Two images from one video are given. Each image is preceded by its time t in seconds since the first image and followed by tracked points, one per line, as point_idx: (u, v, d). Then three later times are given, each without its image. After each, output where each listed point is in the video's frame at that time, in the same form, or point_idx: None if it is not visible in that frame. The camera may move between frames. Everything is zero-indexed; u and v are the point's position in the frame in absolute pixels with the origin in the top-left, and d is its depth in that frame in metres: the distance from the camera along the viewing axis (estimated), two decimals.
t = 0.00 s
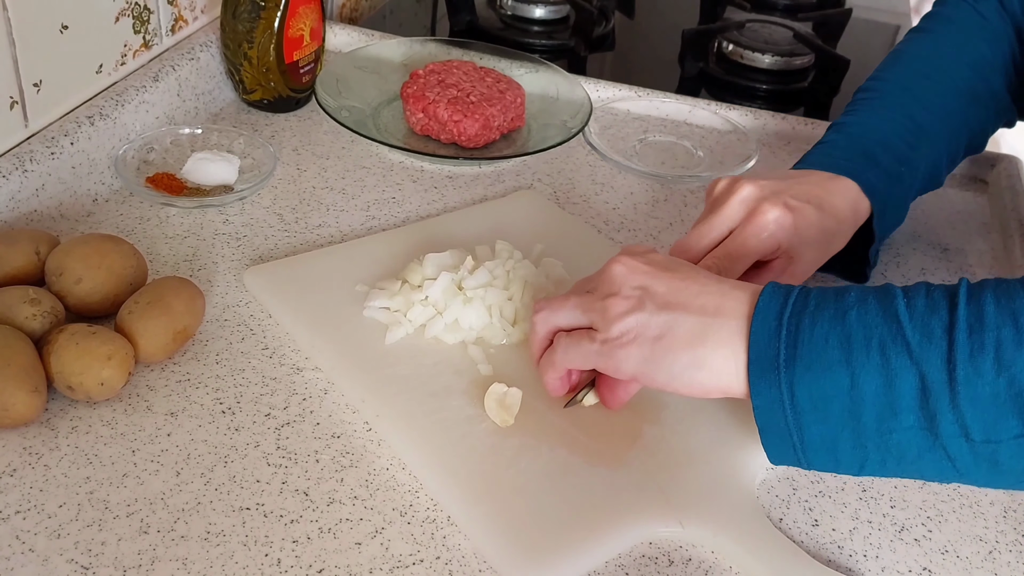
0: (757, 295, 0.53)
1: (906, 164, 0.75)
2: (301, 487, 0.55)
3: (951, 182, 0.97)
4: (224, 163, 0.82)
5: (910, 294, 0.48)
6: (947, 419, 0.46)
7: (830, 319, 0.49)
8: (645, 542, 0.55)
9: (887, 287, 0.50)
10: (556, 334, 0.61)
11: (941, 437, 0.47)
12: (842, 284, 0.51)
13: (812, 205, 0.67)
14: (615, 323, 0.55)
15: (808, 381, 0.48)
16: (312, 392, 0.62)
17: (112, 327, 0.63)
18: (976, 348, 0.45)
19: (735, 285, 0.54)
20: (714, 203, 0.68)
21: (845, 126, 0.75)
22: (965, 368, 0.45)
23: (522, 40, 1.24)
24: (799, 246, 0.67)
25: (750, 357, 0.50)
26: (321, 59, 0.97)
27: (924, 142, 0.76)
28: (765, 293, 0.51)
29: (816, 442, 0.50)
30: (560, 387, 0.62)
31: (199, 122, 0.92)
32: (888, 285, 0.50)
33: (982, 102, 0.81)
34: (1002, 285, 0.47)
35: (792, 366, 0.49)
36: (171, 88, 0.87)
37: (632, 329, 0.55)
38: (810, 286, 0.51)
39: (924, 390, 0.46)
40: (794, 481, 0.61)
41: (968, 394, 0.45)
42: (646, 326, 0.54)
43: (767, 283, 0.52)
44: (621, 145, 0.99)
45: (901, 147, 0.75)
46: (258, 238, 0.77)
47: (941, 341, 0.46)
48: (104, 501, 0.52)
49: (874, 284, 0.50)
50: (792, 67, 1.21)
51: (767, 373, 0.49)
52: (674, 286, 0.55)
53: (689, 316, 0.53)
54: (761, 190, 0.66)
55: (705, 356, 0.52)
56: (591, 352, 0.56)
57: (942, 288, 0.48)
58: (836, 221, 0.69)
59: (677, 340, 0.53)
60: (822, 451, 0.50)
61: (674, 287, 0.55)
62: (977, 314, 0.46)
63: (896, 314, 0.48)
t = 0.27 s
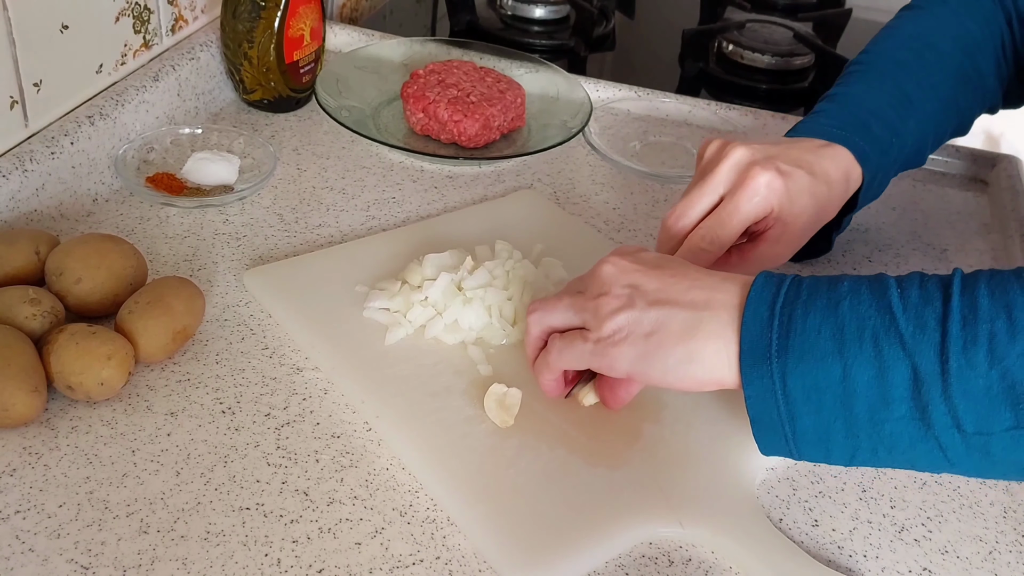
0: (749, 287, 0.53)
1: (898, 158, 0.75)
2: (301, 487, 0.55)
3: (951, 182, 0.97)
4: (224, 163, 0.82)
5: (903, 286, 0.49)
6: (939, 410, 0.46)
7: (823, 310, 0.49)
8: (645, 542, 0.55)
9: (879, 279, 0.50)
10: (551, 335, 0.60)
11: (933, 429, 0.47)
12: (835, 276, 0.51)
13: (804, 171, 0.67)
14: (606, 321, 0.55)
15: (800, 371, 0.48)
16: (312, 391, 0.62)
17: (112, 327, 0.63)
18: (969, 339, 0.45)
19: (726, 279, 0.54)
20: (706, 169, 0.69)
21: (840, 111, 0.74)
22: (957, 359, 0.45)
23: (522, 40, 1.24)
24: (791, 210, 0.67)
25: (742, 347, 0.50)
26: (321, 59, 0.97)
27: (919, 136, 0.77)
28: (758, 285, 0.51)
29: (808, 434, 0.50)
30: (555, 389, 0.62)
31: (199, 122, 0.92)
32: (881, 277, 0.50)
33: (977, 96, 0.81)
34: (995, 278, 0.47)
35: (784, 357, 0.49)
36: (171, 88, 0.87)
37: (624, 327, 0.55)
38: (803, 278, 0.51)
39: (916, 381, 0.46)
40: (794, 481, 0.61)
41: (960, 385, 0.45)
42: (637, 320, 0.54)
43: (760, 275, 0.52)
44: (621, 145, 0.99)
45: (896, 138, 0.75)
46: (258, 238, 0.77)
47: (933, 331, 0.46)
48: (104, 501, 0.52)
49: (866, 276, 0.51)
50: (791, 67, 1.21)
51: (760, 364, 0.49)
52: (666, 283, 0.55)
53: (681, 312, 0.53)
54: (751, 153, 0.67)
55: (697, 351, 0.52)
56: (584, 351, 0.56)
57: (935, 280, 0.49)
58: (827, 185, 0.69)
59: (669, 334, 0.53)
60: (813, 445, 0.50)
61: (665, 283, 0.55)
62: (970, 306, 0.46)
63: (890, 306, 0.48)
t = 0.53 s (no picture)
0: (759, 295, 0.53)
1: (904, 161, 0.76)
2: (301, 487, 0.55)
3: (951, 181, 0.96)
4: (224, 163, 0.82)
5: (912, 294, 0.49)
6: (950, 415, 0.46)
7: (833, 318, 0.49)
8: (644, 542, 0.55)
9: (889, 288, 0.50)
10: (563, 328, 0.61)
11: (944, 435, 0.47)
12: (844, 287, 0.51)
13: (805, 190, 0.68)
14: (622, 310, 0.55)
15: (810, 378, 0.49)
16: (312, 391, 0.62)
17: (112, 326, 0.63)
18: (978, 343, 0.46)
19: (730, 282, 0.54)
20: (704, 196, 0.69)
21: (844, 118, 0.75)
22: (966, 363, 0.46)
23: (522, 40, 1.24)
24: (791, 229, 0.67)
25: (753, 356, 0.50)
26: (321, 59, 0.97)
27: (921, 140, 0.77)
28: (767, 294, 0.52)
29: (818, 442, 0.50)
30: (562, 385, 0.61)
31: (198, 122, 0.91)
32: (890, 286, 0.50)
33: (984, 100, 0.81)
34: (1003, 285, 0.48)
35: (795, 364, 0.49)
36: (171, 88, 0.87)
37: (637, 318, 0.55)
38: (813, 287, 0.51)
39: (926, 386, 0.47)
40: (793, 480, 0.61)
41: (970, 388, 0.46)
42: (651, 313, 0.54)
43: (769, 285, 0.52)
44: (621, 145, 0.99)
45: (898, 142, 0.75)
46: (258, 238, 0.77)
47: (942, 337, 0.47)
48: (103, 501, 0.52)
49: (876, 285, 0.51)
50: (791, 67, 1.21)
51: (770, 371, 0.50)
52: (684, 279, 0.55)
53: (697, 308, 0.53)
54: (748, 176, 0.67)
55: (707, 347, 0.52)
56: (594, 339, 0.56)
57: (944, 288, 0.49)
58: (829, 204, 0.69)
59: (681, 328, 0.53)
60: (823, 453, 0.50)
61: (682, 278, 0.55)
62: (978, 311, 0.47)
63: (898, 312, 0.48)
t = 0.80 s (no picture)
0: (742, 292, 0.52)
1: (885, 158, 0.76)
2: (301, 487, 0.55)
3: (952, 182, 0.96)
4: (224, 163, 0.82)
5: (897, 291, 0.48)
6: (933, 415, 0.46)
7: (815, 317, 0.49)
8: (645, 542, 0.55)
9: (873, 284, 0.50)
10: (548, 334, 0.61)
11: (928, 435, 0.47)
12: (828, 283, 0.51)
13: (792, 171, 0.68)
14: (602, 319, 0.55)
15: (792, 378, 0.48)
16: (312, 391, 0.62)
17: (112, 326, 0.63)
18: (964, 343, 0.45)
19: (723, 281, 0.54)
20: (694, 176, 0.69)
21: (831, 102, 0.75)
22: (951, 363, 0.45)
23: (522, 40, 1.24)
24: (780, 213, 0.67)
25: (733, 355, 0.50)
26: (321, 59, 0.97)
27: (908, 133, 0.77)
28: (749, 292, 0.51)
29: (801, 441, 0.50)
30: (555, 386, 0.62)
31: (199, 122, 0.91)
32: (873, 282, 0.50)
33: (969, 99, 0.82)
34: (990, 281, 0.47)
35: (776, 364, 0.49)
36: (171, 88, 0.87)
37: (618, 325, 0.55)
38: (796, 283, 0.51)
39: (910, 386, 0.46)
40: (793, 481, 0.61)
41: (954, 389, 0.45)
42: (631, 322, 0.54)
43: (752, 281, 0.52)
44: (622, 145, 0.99)
45: (886, 140, 0.75)
46: (258, 238, 0.77)
47: (926, 337, 0.46)
48: (104, 501, 0.52)
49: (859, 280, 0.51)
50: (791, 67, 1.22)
51: (752, 371, 0.49)
52: (662, 282, 0.55)
53: (674, 312, 0.53)
54: (741, 157, 0.66)
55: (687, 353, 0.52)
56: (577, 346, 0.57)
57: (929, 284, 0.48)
58: (817, 187, 0.69)
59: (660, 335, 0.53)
60: (806, 452, 0.50)
61: (661, 284, 0.55)
62: (964, 310, 0.46)
63: (883, 311, 0.48)
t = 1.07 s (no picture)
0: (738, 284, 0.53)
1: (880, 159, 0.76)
2: (301, 487, 0.55)
3: (951, 181, 0.97)
4: (224, 163, 0.82)
5: (892, 283, 0.48)
6: (927, 406, 0.46)
7: (809, 308, 0.49)
8: (645, 541, 0.55)
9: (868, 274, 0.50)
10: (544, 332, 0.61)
11: (921, 426, 0.47)
12: (823, 274, 0.51)
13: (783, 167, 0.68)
14: (596, 315, 0.55)
15: (787, 370, 0.49)
16: (312, 391, 0.62)
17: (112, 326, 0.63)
18: (958, 335, 0.45)
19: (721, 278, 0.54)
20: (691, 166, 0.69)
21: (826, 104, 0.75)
22: (944, 354, 0.45)
23: (522, 40, 1.24)
24: (774, 210, 0.67)
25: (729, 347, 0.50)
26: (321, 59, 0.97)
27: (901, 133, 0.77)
28: (744, 284, 0.51)
29: (795, 432, 0.50)
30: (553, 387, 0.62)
31: (198, 122, 0.92)
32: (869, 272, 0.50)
33: (963, 99, 0.82)
34: (985, 273, 0.47)
35: (772, 356, 0.49)
36: (171, 88, 0.87)
37: (613, 321, 0.55)
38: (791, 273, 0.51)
39: (904, 377, 0.46)
40: (793, 480, 0.61)
41: (948, 380, 0.46)
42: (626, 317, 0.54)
43: (748, 272, 0.52)
44: (621, 145, 0.99)
45: (880, 140, 0.75)
46: (259, 238, 0.77)
47: (920, 328, 0.46)
48: (104, 501, 0.52)
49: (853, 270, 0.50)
50: (791, 67, 1.21)
51: (748, 363, 0.49)
52: (657, 278, 0.55)
53: (668, 306, 0.53)
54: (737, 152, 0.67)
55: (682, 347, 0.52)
56: (573, 343, 0.57)
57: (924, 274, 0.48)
58: (808, 185, 0.69)
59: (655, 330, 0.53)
60: (800, 442, 0.50)
61: (657, 279, 0.55)
62: (958, 302, 0.46)
63: (877, 302, 0.48)
